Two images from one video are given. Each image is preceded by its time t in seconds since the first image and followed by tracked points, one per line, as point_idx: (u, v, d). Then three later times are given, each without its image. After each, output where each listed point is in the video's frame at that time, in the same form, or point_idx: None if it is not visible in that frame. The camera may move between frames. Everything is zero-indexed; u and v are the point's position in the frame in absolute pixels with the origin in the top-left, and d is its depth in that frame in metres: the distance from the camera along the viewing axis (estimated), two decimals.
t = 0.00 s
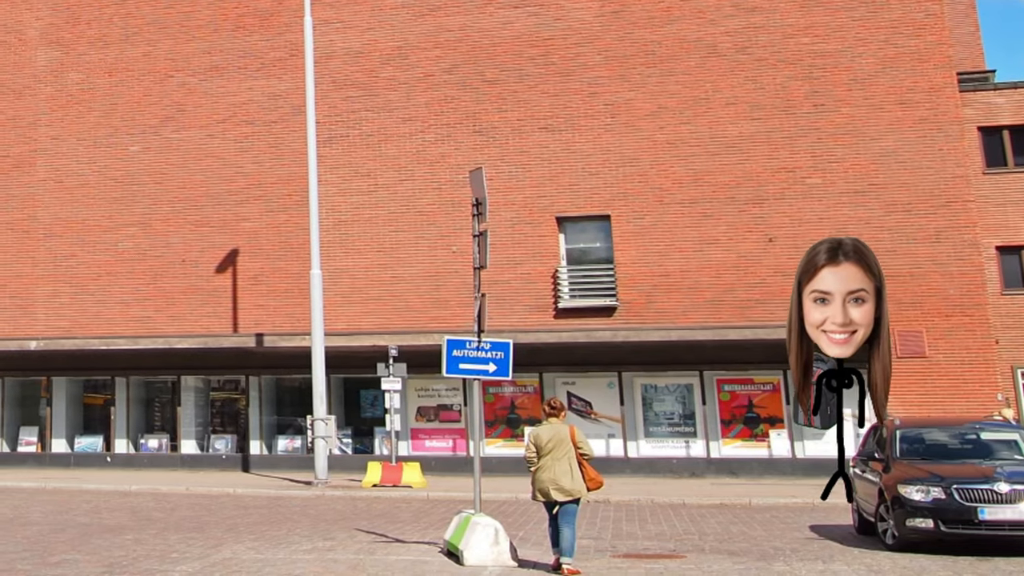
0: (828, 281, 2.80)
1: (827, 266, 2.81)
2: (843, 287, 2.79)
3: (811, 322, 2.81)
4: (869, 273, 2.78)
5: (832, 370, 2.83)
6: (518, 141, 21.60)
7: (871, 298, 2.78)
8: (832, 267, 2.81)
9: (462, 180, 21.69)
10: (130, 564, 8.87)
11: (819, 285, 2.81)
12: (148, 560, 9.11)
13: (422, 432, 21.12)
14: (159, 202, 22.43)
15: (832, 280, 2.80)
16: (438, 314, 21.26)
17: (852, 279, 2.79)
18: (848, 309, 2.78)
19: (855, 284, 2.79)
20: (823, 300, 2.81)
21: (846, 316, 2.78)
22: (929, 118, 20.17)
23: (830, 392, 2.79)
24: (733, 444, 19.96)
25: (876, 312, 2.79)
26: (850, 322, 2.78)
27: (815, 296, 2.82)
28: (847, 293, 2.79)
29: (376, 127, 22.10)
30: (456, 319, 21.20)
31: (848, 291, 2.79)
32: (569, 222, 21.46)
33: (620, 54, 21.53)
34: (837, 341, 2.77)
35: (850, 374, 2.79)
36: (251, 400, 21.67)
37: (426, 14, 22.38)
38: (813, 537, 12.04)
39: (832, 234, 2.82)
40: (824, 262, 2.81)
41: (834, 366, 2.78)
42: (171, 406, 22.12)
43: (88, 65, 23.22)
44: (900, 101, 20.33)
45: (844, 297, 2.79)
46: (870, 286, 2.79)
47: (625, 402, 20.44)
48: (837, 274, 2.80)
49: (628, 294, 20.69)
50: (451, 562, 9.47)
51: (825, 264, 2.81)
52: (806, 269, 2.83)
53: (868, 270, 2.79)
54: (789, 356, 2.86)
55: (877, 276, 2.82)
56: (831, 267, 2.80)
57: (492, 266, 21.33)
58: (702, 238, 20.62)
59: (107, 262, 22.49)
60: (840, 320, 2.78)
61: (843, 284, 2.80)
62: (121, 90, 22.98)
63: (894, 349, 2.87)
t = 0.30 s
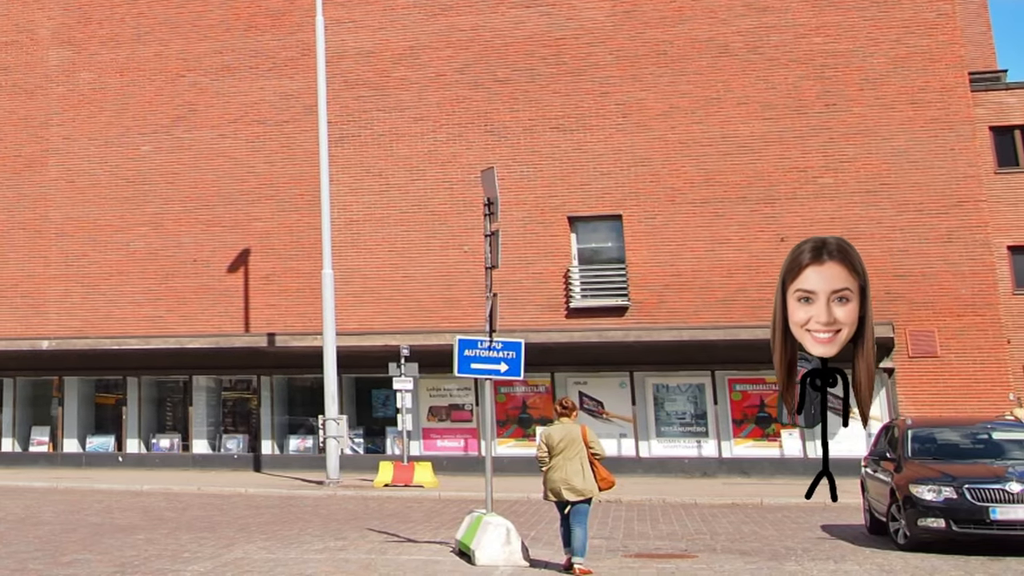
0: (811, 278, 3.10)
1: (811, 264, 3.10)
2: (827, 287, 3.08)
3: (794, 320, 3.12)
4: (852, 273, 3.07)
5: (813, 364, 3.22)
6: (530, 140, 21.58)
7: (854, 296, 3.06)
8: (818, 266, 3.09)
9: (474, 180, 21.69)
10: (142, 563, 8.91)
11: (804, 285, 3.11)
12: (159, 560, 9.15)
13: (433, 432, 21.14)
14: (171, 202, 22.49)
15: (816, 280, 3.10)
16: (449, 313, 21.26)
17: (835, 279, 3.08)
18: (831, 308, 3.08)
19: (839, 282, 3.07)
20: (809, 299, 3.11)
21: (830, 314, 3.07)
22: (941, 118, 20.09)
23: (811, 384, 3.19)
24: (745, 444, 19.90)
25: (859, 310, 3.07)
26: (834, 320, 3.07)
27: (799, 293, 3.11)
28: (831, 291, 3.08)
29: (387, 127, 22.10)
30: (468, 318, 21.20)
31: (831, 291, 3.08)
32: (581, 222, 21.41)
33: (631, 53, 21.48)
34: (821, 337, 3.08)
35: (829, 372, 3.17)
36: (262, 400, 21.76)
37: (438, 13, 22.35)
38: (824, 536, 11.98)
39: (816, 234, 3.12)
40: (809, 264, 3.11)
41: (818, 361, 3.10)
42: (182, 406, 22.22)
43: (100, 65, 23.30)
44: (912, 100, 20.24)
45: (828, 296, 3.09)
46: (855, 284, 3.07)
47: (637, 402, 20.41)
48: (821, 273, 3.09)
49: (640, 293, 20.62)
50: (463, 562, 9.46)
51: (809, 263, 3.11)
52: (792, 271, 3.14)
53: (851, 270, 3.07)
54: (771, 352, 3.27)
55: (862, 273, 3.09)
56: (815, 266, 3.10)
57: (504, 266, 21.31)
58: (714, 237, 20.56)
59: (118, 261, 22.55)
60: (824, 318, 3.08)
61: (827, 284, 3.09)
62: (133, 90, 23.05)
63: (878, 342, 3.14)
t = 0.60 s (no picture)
0: (796, 278, 3.89)
1: (796, 263, 3.89)
2: (810, 288, 3.88)
3: (781, 318, 3.93)
4: (833, 274, 3.86)
5: (798, 363, 4.02)
6: (541, 140, 21.55)
7: (836, 295, 3.87)
8: (802, 264, 3.88)
9: (485, 179, 21.67)
10: (153, 563, 8.95)
11: (789, 285, 3.90)
12: (171, 559, 9.19)
13: (445, 431, 21.15)
14: (183, 202, 22.56)
15: (799, 280, 3.89)
16: (461, 313, 21.25)
17: (818, 281, 3.87)
18: (815, 307, 3.88)
19: (823, 283, 3.86)
20: (793, 298, 3.91)
21: (814, 313, 3.88)
22: (952, 118, 20.01)
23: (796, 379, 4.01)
24: (757, 443, 19.86)
25: (839, 307, 3.88)
26: (817, 318, 3.88)
27: (784, 292, 3.91)
28: (815, 290, 3.88)
29: (399, 126, 22.09)
30: (479, 318, 21.19)
31: (815, 291, 3.88)
32: (592, 221, 21.37)
33: (643, 53, 21.43)
34: (805, 334, 3.89)
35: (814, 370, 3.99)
36: (274, 400, 21.85)
37: (449, 13, 22.32)
38: (836, 536, 11.94)
39: (801, 238, 3.89)
40: (793, 264, 3.89)
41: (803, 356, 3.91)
42: (194, 406, 22.32)
43: (111, 64, 23.37)
44: (924, 100, 20.17)
45: (812, 295, 3.89)
46: (836, 284, 3.86)
47: (649, 402, 20.37)
48: (804, 271, 3.87)
49: (652, 293, 20.56)
50: (475, 561, 9.45)
51: (794, 262, 3.89)
52: (778, 272, 3.93)
53: (832, 273, 3.86)
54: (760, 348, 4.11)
55: (842, 273, 3.87)
56: (799, 266, 3.88)
57: (515, 266, 21.28)
58: (726, 237, 20.50)
59: (130, 261, 22.62)
60: (808, 316, 3.88)
61: (810, 284, 3.88)
62: (144, 90, 23.12)
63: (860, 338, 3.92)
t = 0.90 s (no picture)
0: (780, 277, 4.52)
1: (780, 263, 4.53)
2: (794, 287, 4.51)
3: (767, 317, 4.56)
4: (817, 274, 4.48)
5: (781, 362, 4.68)
6: (553, 140, 21.52)
7: (817, 293, 4.49)
8: (785, 263, 4.53)
9: (497, 179, 21.64)
10: (165, 563, 8.98)
11: (774, 284, 4.54)
12: (183, 559, 9.23)
13: (457, 431, 21.17)
14: (194, 201, 22.64)
15: (783, 279, 4.53)
16: (472, 313, 21.25)
17: (801, 280, 4.50)
18: (799, 305, 4.51)
19: (806, 282, 4.49)
20: (778, 297, 4.54)
21: (797, 312, 4.51)
22: (964, 117, 19.96)
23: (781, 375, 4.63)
24: (768, 443, 19.83)
25: (820, 305, 4.51)
26: (800, 315, 4.51)
27: (769, 290, 4.55)
28: (798, 289, 4.51)
29: (410, 126, 22.09)
30: (491, 318, 21.17)
31: (799, 290, 4.51)
32: (604, 221, 21.33)
33: (655, 53, 21.38)
34: (788, 330, 4.52)
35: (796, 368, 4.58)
36: (286, 399, 21.95)
37: (461, 13, 22.29)
38: (848, 535, 11.90)
39: (784, 242, 4.56)
40: (778, 264, 4.54)
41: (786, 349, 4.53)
42: (206, 406, 22.41)
43: (123, 64, 23.45)
44: (935, 100, 20.11)
45: (796, 294, 4.51)
46: (818, 284, 4.48)
47: (660, 402, 20.34)
48: (787, 270, 4.52)
49: (664, 293, 20.51)
50: (486, 561, 9.45)
51: (778, 263, 4.54)
52: (765, 271, 4.57)
53: (814, 273, 4.49)
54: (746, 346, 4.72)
55: (824, 275, 4.50)
56: (783, 267, 4.53)
57: (527, 266, 21.25)
58: (738, 237, 20.45)
59: (142, 260, 22.69)
60: (791, 314, 4.52)
61: (794, 283, 4.51)
62: (155, 90, 23.19)
63: (837, 334, 4.54)
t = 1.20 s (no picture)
0: (764, 276, 4.00)
1: (764, 261, 4.01)
2: (779, 286, 4.00)
3: (749, 316, 4.03)
4: (801, 272, 3.98)
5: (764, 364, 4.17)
6: (565, 139, 21.50)
7: (803, 293, 3.99)
8: (770, 262, 4.00)
9: (509, 178, 21.63)
10: (177, 562, 9.03)
11: (757, 282, 4.02)
12: (196, 558, 9.27)
13: (468, 431, 21.19)
14: (206, 201, 22.72)
15: (767, 277, 4.01)
16: (484, 313, 21.23)
17: (786, 279, 3.99)
18: (783, 306, 4.00)
19: (790, 281, 3.98)
20: (761, 296, 4.03)
21: (782, 312, 3.99)
22: (976, 117, 19.89)
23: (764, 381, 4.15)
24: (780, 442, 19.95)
25: (806, 305, 4.00)
26: (785, 317, 3.99)
27: (753, 289, 4.03)
28: (783, 288, 4.00)
29: (421, 126, 22.08)
30: (503, 317, 21.16)
31: (782, 290, 4.00)
32: (615, 220, 21.27)
33: (666, 53, 21.32)
34: (773, 332, 3.98)
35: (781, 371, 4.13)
36: (297, 399, 22.05)
37: (473, 12, 22.25)
38: (860, 535, 11.82)
39: (769, 236, 4.02)
40: (762, 262, 4.01)
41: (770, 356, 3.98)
42: (217, 405, 22.51)
43: (135, 64, 23.51)
44: (947, 99, 20.05)
45: (780, 293, 4.00)
46: (804, 282, 3.99)
47: (672, 402, 20.32)
48: (772, 269, 3.99)
49: (675, 292, 20.46)
50: (498, 560, 9.45)
51: (762, 261, 4.01)
52: (749, 270, 4.05)
53: (802, 270, 3.99)
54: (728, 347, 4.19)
55: (808, 273, 4.01)
56: (767, 264, 4.00)
57: (538, 265, 21.22)
58: (750, 236, 20.40)
59: (153, 260, 22.76)
60: (775, 315, 3.99)
61: (779, 282, 4.00)
62: (167, 89, 23.26)
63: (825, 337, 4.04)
